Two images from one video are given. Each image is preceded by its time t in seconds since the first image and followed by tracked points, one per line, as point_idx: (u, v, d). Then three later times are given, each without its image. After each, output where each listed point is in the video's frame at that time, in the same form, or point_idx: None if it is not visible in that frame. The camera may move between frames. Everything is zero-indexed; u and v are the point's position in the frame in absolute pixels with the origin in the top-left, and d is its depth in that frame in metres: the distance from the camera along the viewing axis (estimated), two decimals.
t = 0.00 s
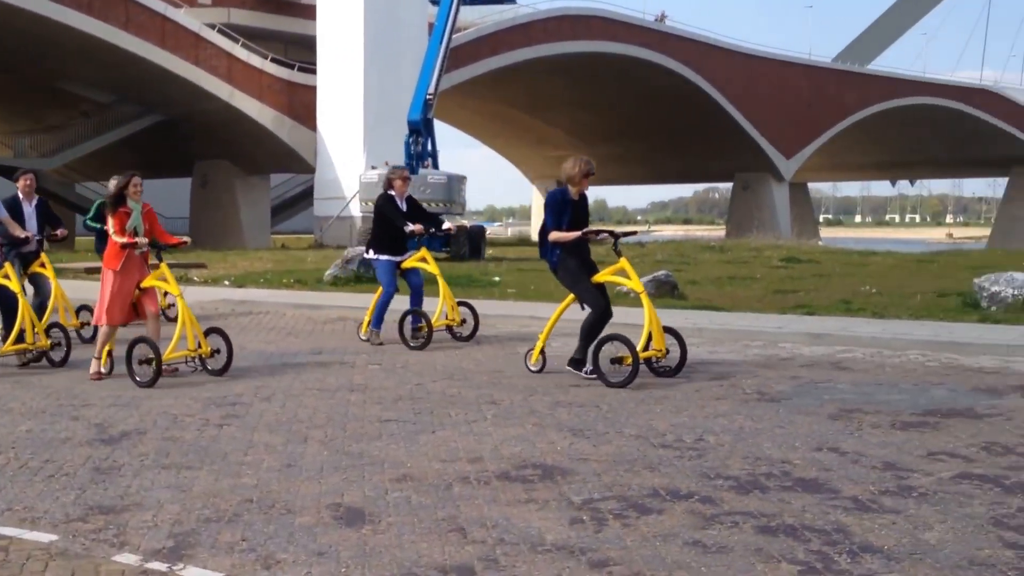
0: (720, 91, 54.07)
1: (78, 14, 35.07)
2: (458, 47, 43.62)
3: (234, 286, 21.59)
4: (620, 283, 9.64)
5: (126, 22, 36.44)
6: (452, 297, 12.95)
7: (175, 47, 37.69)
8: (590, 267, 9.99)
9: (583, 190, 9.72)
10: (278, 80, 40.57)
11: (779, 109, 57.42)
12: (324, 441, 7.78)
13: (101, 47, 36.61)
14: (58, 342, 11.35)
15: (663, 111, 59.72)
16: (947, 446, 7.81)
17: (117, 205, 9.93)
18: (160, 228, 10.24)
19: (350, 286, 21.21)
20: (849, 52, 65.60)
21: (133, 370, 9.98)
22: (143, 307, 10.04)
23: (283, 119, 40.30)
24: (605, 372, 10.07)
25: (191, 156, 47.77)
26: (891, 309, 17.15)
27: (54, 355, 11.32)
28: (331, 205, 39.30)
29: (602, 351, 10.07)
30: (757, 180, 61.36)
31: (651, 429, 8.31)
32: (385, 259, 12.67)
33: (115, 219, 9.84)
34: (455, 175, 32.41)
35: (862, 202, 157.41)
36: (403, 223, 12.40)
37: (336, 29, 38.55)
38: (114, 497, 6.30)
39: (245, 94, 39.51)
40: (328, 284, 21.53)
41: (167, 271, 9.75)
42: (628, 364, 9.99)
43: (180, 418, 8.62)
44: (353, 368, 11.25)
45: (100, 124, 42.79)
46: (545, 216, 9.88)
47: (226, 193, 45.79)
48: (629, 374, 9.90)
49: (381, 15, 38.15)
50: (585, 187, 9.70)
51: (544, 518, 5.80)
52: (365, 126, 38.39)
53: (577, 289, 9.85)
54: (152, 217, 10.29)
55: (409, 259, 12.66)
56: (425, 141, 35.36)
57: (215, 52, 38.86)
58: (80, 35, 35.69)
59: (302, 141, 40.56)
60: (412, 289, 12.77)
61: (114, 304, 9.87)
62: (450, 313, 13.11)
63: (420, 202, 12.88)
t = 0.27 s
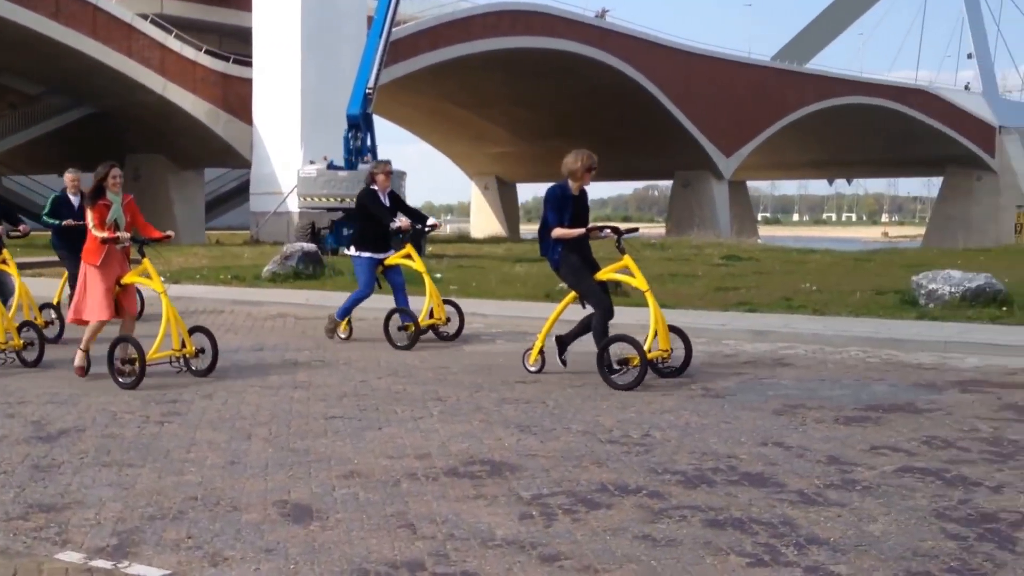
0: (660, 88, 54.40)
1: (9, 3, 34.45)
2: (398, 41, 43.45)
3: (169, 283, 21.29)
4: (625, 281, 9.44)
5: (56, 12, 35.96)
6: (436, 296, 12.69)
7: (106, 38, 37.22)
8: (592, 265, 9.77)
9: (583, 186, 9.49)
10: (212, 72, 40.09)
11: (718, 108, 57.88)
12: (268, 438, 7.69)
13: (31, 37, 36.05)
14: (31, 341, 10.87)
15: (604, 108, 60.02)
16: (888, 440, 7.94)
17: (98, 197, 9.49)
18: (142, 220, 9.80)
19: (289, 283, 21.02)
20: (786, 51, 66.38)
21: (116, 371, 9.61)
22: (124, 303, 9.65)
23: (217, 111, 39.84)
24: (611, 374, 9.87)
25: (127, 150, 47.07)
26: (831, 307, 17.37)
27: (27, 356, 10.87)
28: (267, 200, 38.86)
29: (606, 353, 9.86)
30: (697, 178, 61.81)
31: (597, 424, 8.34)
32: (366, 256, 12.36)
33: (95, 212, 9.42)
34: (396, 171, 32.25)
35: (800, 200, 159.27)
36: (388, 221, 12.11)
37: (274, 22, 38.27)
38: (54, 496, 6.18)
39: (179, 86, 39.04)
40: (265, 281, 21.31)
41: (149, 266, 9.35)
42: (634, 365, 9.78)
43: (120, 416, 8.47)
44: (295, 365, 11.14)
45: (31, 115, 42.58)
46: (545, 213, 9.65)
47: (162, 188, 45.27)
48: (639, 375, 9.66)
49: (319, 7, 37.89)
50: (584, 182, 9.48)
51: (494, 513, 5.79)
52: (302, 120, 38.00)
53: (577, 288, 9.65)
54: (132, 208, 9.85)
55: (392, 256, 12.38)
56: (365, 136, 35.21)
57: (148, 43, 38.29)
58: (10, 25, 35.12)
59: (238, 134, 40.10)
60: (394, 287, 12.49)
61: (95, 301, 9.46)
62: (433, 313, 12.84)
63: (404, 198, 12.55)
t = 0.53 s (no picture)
0: (608, 86, 54.57)
1: None
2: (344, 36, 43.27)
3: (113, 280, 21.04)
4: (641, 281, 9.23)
5: None
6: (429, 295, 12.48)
7: (45, 30, 37.28)
8: (603, 265, 9.52)
9: (594, 180, 9.27)
10: (154, 66, 39.63)
11: (667, 106, 58.24)
12: (219, 436, 7.62)
13: None
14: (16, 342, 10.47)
15: (553, 106, 60.12)
16: (837, 436, 8.04)
17: (88, 193, 9.31)
18: (134, 217, 9.60)
19: (236, 280, 20.86)
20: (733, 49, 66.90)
21: (108, 373, 9.23)
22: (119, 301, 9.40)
23: (160, 106, 39.37)
24: (626, 378, 9.67)
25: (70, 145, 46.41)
26: (779, 304, 17.54)
27: (11, 357, 10.52)
28: (211, 196, 38.31)
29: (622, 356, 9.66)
30: (644, 176, 61.74)
31: (550, 421, 8.36)
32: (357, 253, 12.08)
33: (85, 208, 9.26)
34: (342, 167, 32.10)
35: (745, 199, 160.86)
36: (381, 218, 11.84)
37: (218, 16, 37.99)
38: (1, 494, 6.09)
39: (119, 79, 38.93)
40: (212, 277, 21.10)
41: (142, 263, 9.14)
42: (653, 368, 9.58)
43: (67, 413, 8.35)
44: (246, 362, 11.05)
45: None
46: (555, 210, 9.38)
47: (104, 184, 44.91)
48: (657, 378, 9.46)
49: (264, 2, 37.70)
50: (596, 177, 9.25)
51: (449, 510, 5.78)
52: (247, 115, 37.61)
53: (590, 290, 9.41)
54: (125, 205, 9.65)
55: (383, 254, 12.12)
56: (312, 131, 34.99)
57: (87, 36, 38.39)
58: None
59: (182, 129, 39.57)
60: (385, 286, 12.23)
61: (88, 300, 9.24)
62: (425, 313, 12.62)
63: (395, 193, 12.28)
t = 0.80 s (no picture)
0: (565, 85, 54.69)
1: None
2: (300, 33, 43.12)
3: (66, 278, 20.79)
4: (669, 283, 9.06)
5: None
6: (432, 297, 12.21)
7: None
8: (628, 266, 9.33)
9: (615, 180, 9.11)
10: (107, 62, 39.33)
11: (624, 106, 58.48)
12: (177, 435, 7.57)
13: None
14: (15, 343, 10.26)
15: (511, 105, 60.15)
16: (793, 433, 8.12)
17: (95, 189, 8.97)
18: (140, 215, 9.27)
19: (192, 278, 20.69)
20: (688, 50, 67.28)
21: (118, 376, 8.99)
22: (124, 300, 9.09)
23: (113, 102, 39.01)
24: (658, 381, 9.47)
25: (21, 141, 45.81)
26: (735, 303, 17.69)
27: (9, 358, 10.29)
28: (166, 194, 37.98)
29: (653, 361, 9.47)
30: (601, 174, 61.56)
31: (510, 419, 8.38)
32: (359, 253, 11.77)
33: (90, 204, 8.92)
34: (297, 165, 31.91)
35: (701, 198, 162.03)
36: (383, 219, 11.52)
37: (173, 13, 37.65)
38: None
39: (72, 75, 38.63)
40: (167, 276, 20.87)
41: (152, 264, 8.87)
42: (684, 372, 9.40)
43: (22, 412, 8.24)
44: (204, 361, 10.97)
45: None
46: (579, 211, 9.21)
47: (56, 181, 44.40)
48: (688, 382, 9.28)
49: None
50: (618, 177, 9.09)
51: (408, 507, 5.79)
52: (202, 112, 37.26)
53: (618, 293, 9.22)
54: (129, 202, 9.31)
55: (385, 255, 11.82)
56: (268, 129, 34.73)
57: (40, 32, 38.08)
58: None
59: (136, 126, 39.16)
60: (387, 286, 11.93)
61: (91, 300, 8.91)
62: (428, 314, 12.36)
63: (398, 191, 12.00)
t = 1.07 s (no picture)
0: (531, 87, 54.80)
1: None
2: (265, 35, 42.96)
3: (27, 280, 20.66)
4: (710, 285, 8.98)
5: None
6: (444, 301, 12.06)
7: None
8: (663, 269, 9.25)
9: (647, 182, 9.06)
10: (71, 64, 39.05)
11: (590, 108, 58.70)
12: (143, 436, 7.58)
13: None
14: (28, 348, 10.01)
15: (477, 107, 60.20)
16: (754, 432, 8.25)
17: (115, 192, 8.94)
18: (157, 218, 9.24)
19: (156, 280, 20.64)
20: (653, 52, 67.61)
21: (140, 383, 8.86)
22: (141, 306, 9.07)
23: (77, 105, 38.71)
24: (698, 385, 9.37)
25: None
26: (700, 304, 17.84)
27: (20, 364, 10.05)
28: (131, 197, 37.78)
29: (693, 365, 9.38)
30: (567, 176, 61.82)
31: (475, 419, 8.45)
32: (370, 256, 11.60)
33: (110, 206, 8.87)
34: (263, 166, 31.84)
35: (666, 199, 162.87)
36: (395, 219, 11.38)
37: (137, 15, 37.37)
38: None
39: (36, 76, 38.53)
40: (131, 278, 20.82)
41: (171, 268, 8.84)
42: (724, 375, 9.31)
43: None
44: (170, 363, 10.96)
45: None
46: (612, 214, 9.12)
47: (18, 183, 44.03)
48: (727, 388, 9.20)
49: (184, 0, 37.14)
50: (649, 178, 9.04)
51: (374, 506, 5.84)
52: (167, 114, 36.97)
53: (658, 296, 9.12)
54: (147, 204, 9.28)
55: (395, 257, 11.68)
56: (233, 131, 34.52)
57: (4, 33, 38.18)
58: None
59: (99, 129, 38.80)
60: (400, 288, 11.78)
61: (111, 304, 8.89)
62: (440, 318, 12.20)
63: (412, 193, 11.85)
